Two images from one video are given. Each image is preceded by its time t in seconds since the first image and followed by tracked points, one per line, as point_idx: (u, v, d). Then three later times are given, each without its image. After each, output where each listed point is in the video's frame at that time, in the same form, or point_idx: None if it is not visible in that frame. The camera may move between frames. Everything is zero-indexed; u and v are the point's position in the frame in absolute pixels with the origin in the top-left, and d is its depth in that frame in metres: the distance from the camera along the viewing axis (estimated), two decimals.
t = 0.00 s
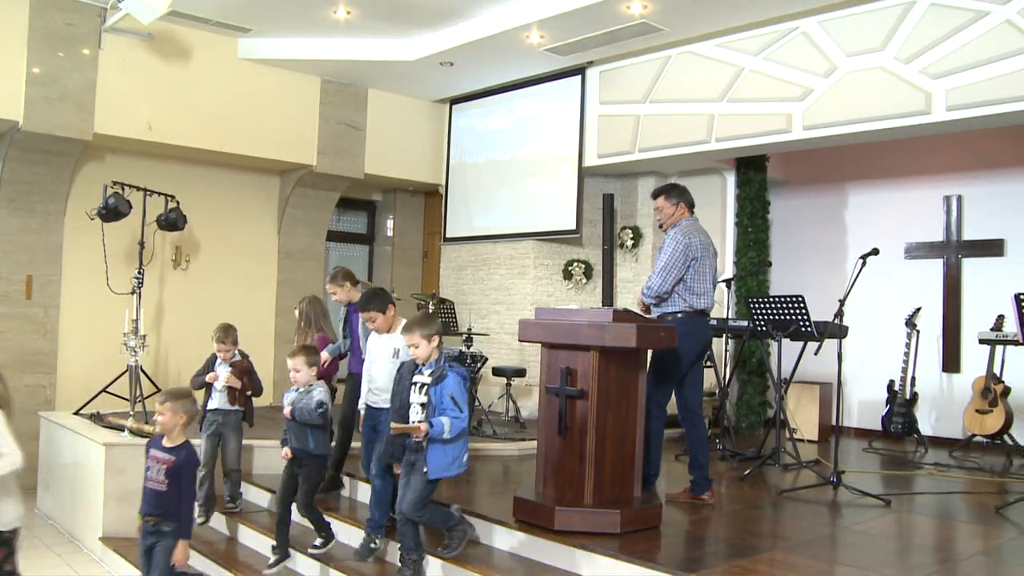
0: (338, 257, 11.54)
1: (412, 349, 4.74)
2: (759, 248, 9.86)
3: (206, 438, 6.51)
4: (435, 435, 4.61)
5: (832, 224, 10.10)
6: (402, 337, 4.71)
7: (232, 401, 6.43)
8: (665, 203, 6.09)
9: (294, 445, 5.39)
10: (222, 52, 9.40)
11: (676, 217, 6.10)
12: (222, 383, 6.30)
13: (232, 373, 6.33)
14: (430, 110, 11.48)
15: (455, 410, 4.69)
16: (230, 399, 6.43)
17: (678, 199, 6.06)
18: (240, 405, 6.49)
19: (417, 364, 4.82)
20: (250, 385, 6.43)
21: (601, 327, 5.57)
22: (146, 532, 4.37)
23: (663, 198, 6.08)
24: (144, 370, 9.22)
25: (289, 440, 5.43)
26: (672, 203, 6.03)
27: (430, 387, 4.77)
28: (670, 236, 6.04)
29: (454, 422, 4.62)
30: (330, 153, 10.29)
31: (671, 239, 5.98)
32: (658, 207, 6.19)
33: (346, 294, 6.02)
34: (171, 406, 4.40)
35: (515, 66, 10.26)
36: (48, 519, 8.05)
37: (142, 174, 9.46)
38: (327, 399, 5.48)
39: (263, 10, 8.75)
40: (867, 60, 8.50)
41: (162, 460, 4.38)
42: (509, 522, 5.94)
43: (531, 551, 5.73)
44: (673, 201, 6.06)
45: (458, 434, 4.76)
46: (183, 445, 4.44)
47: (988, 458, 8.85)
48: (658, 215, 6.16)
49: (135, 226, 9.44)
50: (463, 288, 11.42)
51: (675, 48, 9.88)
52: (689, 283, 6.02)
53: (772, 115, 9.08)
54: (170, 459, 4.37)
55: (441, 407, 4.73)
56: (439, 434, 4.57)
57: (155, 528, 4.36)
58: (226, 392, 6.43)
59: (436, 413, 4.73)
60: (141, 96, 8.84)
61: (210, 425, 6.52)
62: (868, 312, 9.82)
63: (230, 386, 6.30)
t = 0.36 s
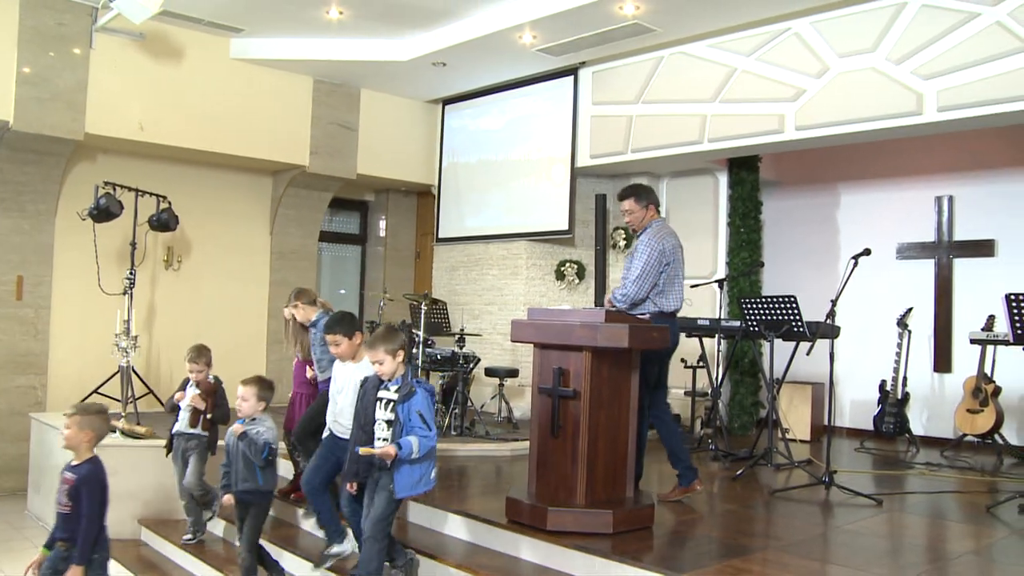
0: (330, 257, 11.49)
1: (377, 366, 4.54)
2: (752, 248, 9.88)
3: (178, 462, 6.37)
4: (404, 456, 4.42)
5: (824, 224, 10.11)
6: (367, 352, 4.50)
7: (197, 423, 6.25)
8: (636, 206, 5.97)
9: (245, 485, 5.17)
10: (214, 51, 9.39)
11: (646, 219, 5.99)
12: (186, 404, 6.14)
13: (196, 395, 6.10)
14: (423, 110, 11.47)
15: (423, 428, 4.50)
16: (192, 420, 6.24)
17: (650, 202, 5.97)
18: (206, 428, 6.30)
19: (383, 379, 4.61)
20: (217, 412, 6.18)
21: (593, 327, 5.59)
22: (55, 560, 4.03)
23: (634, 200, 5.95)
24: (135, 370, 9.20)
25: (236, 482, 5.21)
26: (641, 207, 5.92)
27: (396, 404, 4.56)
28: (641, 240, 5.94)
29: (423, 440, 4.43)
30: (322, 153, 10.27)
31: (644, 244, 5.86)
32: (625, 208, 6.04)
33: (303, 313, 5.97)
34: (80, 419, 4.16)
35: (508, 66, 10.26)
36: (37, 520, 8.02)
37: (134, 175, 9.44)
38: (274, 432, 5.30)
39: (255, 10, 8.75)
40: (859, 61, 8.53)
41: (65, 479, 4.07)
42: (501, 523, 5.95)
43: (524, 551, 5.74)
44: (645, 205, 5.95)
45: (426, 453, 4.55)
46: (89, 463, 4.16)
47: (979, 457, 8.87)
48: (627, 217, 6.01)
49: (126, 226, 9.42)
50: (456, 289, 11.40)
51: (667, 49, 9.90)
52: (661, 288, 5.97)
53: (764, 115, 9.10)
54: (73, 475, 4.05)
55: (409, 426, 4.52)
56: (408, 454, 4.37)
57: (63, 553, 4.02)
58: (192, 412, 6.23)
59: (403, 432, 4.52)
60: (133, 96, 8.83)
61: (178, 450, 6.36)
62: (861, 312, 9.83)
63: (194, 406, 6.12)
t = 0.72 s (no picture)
0: (322, 257, 11.45)
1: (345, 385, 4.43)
2: (743, 246, 9.90)
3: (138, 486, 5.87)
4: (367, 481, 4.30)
5: (816, 223, 10.12)
6: (336, 372, 4.40)
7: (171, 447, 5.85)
8: (609, 206, 6.00)
9: (160, 536, 4.75)
10: (205, 50, 9.36)
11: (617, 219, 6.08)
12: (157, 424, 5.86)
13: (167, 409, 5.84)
14: (415, 109, 11.45)
15: (389, 452, 4.40)
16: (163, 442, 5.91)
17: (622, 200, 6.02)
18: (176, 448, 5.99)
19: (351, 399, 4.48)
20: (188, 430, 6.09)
21: (585, 325, 5.59)
22: None
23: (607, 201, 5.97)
24: (126, 370, 9.17)
25: (150, 530, 4.78)
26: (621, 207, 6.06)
27: (362, 425, 4.43)
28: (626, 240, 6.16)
29: (389, 465, 4.32)
30: (314, 152, 10.25)
31: (637, 246, 6.12)
32: (595, 210, 6.05)
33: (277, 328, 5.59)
34: None
35: (499, 65, 10.25)
36: (27, 521, 7.99)
37: (124, 174, 9.41)
38: (188, 473, 4.86)
39: (247, 9, 8.73)
40: (850, 60, 8.54)
41: None
42: (495, 522, 5.97)
43: (519, 550, 5.77)
44: (618, 205, 6.01)
45: (392, 478, 4.45)
46: None
47: (970, 455, 8.90)
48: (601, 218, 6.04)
49: (117, 225, 9.39)
50: (448, 288, 11.38)
51: (659, 48, 9.90)
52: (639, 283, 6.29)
53: (756, 115, 9.12)
54: None
55: (374, 448, 4.42)
56: (372, 479, 4.25)
57: None
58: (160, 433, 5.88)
59: (368, 456, 4.40)
60: (124, 95, 8.80)
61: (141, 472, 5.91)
62: (852, 311, 9.84)
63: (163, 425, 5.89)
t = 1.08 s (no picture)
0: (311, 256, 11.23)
1: (306, 419, 4.03)
2: (739, 245, 9.76)
3: (97, 517, 4.90)
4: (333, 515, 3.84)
5: (813, 221, 9.97)
6: (294, 404, 3.99)
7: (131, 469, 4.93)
8: (591, 206, 5.92)
9: None
10: (191, 45, 9.19)
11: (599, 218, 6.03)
12: (122, 445, 4.90)
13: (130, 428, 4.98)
14: (405, 106, 11.27)
15: (354, 483, 3.94)
16: (128, 465, 4.95)
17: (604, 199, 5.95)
18: (142, 472, 5.03)
19: (309, 430, 4.04)
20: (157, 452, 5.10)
21: (578, 325, 5.45)
22: None
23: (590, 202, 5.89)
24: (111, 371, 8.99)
25: None
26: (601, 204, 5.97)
27: (325, 456, 3.98)
28: (622, 240, 6.18)
29: (355, 496, 3.87)
30: (303, 150, 10.08)
31: (631, 245, 6.15)
32: (576, 211, 5.96)
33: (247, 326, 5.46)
34: None
35: (492, 61, 10.09)
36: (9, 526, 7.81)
37: (110, 171, 9.23)
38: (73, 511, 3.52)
39: (234, 3, 8.56)
40: (847, 56, 8.41)
41: None
42: (486, 526, 5.83)
43: (510, 555, 5.63)
44: (602, 203, 5.95)
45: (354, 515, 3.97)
46: None
47: (969, 457, 8.77)
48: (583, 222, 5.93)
49: (102, 224, 9.21)
50: (439, 287, 11.19)
51: (653, 44, 9.76)
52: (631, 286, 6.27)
53: (751, 111, 8.99)
54: None
55: (340, 481, 3.95)
56: (337, 512, 3.81)
57: None
58: (126, 455, 4.93)
59: (332, 489, 3.94)
60: (108, 90, 8.62)
61: (103, 501, 4.93)
62: (849, 311, 9.71)
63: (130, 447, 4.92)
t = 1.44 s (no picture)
0: (296, 254, 10.76)
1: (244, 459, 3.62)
2: (740, 244, 9.41)
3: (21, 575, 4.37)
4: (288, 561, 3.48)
5: (817, 218, 9.60)
6: (232, 444, 3.58)
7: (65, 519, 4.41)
8: (596, 202, 5.67)
9: None
10: (169, 35, 8.81)
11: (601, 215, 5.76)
12: (55, 490, 4.36)
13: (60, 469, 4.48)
14: (394, 100, 10.89)
15: (307, 522, 3.57)
16: (57, 515, 4.39)
17: (608, 196, 5.70)
18: (74, 524, 4.47)
19: (249, 470, 3.63)
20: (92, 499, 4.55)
21: (573, 327, 5.10)
22: None
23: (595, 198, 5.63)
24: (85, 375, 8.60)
25: None
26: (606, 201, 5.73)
27: (267, 499, 3.58)
28: (625, 240, 5.90)
29: (313, 535, 3.53)
30: (287, 144, 9.71)
31: (637, 245, 5.88)
32: (579, 208, 5.70)
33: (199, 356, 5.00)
34: None
35: (483, 53, 9.72)
36: None
37: (84, 166, 8.84)
38: None
39: None
40: (852, 46, 8.07)
41: None
42: (477, 535, 5.47)
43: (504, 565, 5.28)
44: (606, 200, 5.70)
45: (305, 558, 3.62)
46: None
47: (980, 463, 8.43)
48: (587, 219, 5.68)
49: (76, 221, 8.82)
50: (429, 287, 10.79)
51: (651, 35, 9.39)
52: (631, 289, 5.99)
53: (753, 104, 8.64)
54: None
55: (288, 524, 3.57)
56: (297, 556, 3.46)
57: None
58: (56, 503, 4.39)
59: (278, 533, 3.55)
60: (82, 81, 8.24)
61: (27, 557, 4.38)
62: (854, 311, 9.36)
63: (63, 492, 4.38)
